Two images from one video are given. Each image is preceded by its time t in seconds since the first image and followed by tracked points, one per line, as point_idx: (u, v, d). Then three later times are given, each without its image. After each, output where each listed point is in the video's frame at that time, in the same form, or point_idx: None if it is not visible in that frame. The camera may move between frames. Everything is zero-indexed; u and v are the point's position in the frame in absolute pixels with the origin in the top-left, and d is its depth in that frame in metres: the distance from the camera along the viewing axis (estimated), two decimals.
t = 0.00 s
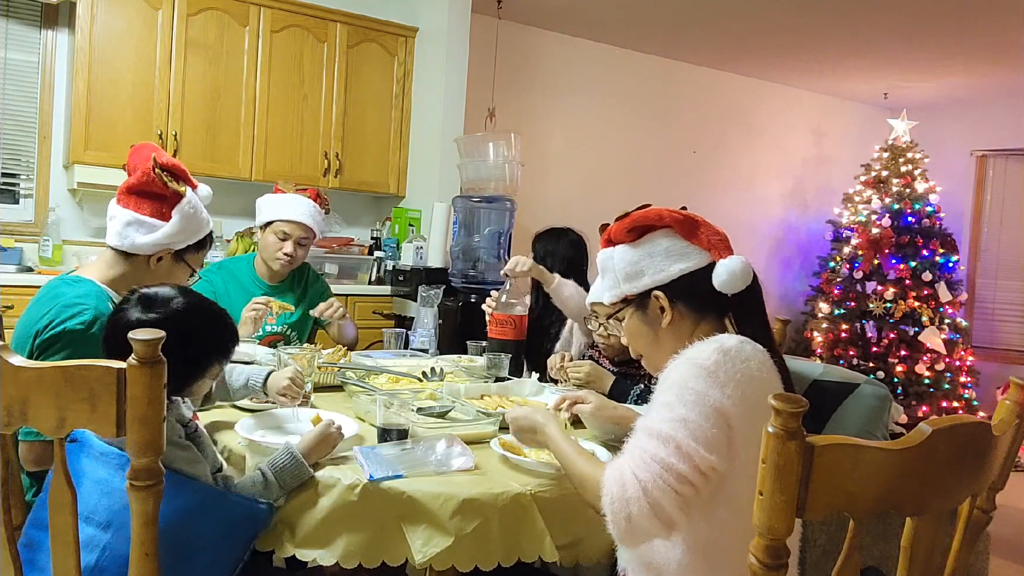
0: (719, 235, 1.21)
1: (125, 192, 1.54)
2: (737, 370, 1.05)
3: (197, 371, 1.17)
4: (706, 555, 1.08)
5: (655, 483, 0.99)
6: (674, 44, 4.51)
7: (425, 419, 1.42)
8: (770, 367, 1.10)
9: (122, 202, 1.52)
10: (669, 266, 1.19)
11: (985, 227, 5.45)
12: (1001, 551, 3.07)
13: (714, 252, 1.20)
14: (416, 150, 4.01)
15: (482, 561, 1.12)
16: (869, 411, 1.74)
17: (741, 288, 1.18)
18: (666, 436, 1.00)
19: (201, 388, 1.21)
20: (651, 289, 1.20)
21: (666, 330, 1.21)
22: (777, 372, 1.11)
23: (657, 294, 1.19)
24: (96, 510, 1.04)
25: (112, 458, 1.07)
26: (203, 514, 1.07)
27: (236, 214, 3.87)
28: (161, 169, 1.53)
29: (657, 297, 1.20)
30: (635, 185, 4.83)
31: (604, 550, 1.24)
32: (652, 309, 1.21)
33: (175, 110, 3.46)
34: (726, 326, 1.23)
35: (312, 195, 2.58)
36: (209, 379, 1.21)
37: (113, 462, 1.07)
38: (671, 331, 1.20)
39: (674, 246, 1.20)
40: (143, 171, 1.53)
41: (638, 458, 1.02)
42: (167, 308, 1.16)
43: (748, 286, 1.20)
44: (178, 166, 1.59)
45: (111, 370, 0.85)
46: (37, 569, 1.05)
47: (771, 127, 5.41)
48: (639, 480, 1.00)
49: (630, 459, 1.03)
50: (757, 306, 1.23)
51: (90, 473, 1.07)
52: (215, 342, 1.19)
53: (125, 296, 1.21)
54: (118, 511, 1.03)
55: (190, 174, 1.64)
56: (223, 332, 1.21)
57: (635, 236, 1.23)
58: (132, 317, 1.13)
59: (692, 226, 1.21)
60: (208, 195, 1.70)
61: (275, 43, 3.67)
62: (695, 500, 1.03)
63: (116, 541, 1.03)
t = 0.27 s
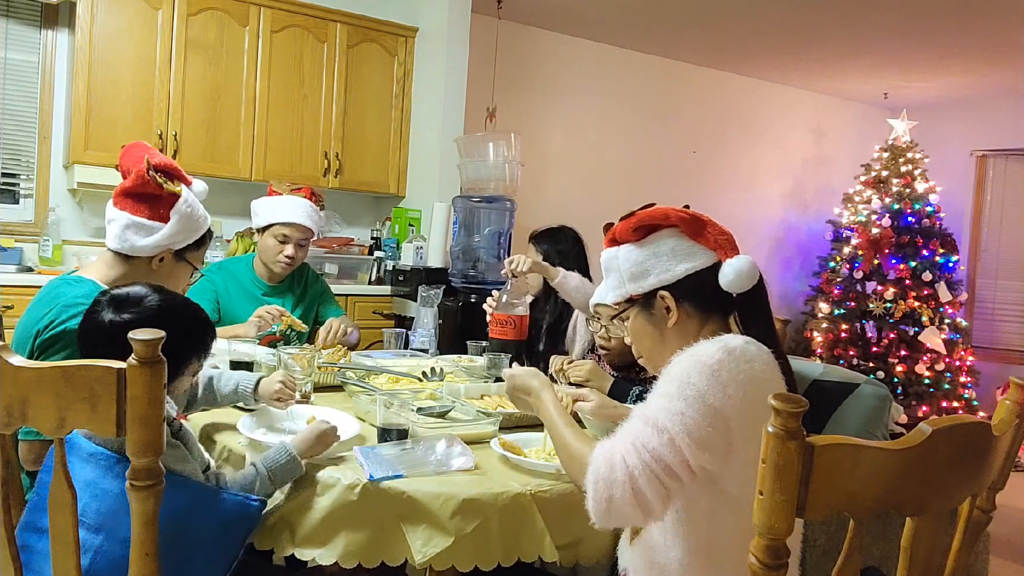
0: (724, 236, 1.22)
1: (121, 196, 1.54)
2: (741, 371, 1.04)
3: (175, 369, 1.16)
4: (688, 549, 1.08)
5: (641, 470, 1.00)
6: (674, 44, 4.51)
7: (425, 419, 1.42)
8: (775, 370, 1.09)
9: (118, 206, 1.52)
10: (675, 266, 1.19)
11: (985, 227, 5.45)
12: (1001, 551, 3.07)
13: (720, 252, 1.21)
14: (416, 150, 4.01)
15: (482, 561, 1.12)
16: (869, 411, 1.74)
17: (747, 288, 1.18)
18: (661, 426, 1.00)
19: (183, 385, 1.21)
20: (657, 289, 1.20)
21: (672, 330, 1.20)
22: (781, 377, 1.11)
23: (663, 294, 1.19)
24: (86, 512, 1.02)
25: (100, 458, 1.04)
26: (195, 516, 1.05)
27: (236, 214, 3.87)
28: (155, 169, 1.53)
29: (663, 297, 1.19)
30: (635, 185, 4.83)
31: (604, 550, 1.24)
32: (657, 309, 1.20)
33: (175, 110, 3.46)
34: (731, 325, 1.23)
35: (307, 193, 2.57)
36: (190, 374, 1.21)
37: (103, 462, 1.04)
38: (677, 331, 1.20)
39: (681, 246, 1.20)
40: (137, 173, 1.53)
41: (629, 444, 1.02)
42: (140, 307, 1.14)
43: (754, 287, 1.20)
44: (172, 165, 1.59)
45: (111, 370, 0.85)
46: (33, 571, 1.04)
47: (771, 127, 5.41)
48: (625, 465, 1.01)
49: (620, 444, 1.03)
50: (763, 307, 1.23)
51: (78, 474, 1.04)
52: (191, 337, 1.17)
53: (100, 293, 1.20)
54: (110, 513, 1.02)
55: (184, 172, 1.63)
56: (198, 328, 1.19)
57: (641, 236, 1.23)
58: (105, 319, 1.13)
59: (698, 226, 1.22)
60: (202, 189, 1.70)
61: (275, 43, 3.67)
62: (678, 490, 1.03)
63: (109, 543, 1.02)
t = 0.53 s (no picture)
0: (725, 236, 1.22)
1: (117, 198, 1.53)
2: (740, 370, 1.04)
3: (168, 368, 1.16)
4: (689, 551, 1.08)
5: (642, 469, 1.00)
6: (674, 44, 4.51)
7: (425, 419, 1.42)
8: (774, 370, 1.09)
9: (115, 207, 1.52)
10: (675, 266, 1.19)
11: (985, 227, 5.45)
12: (1001, 551, 3.07)
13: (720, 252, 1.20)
14: (416, 149, 4.01)
15: (482, 562, 1.12)
16: (869, 411, 1.74)
17: (747, 288, 1.18)
18: (660, 426, 1.01)
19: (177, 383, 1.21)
20: (656, 289, 1.20)
21: (672, 329, 1.20)
22: (780, 377, 1.11)
23: (663, 293, 1.19)
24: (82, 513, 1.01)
25: (95, 459, 1.03)
26: (192, 517, 1.04)
27: (236, 214, 3.87)
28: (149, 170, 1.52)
29: (663, 297, 1.19)
30: (635, 185, 4.83)
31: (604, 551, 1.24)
32: (657, 309, 1.21)
33: (175, 110, 3.46)
34: (731, 325, 1.23)
35: (303, 192, 2.56)
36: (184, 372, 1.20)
37: (99, 464, 1.03)
38: (677, 330, 1.20)
39: (680, 246, 1.20)
40: (133, 175, 1.52)
41: (629, 444, 1.02)
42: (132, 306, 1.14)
43: (754, 286, 1.20)
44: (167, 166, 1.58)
45: (111, 370, 0.85)
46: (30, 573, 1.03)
47: (771, 127, 5.41)
48: (626, 465, 1.00)
49: (620, 444, 1.03)
50: (763, 306, 1.23)
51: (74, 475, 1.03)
52: (183, 335, 1.16)
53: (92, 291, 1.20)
54: (106, 516, 1.00)
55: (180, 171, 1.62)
56: (191, 326, 1.18)
57: (641, 235, 1.24)
58: (96, 318, 1.12)
59: (698, 226, 1.22)
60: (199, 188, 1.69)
61: (275, 43, 3.67)
62: (679, 490, 1.03)
63: (106, 546, 1.00)
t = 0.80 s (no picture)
0: (722, 235, 1.21)
1: (112, 195, 1.54)
2: (739, 371, 1.04)
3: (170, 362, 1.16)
4: (694, 552, 1.09)
5: (644, 474, 1.00)
6: (674, 44, 4.51)
7: (425, 419, 1.41)
8: (774, 370, 1.09)
9: (111, 205, 1.53)
10: (671, 266, 1.19)
11: (985, 227, 5.45)
12: (1002, 551, 3.07)
13: (717, 252, 1.20)
14: (416, 149, 4.01)
15: (482, 562, 1.12)
16: (869, 411, 1.74)
17: (744, 288, 1.17)
18: (660, 430, 1.01)
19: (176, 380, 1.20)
20: (654, 289, 1.20)
21: (670, 329, 1.20)
22: (781, 375, 1.11)
23: (660, 293, 1.19)
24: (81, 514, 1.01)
25: (97, 459, 1.03)
26: (192, 516, 1.04)
27: (236, 214, 3.87)
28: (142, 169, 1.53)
29: (659, 297, 1.20)
30: (635, 184, 4.83)
31: (604, 551, 1.24)
32: (655, 309, 1.21)
33: (175, 110, 3.46)
34: (729, 326, 1.22)
35: (296, 191, 2.54)
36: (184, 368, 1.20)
37: (100, 464, 1.03)
38: (675, 330, 1.20)
39: (677, 246, 1.20)
40: (127, 173, 1.53)
41: (630, 450, 1.02)
42: (132, 299, 1.14)
43: (751, 286, 1.19)
44: (161, 163, 1.58)
45: (111, 370, 0.85)
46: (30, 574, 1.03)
47: (770, 127, 5.41)
48: (628, 471, 1.01)
49: (622, 450, 1.04)
50: (763, 305, 1.23)
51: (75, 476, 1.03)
52: (184, 329, 1.16)
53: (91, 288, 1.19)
54: (106, 516, 1.00)
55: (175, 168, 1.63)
56: (192, 319, 1.19)
57: (638, 236, 1.24)
58: (98, 312, 1.11)
59: (695, 226, 1.21)
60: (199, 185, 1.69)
61: (275, 42, 3.67)
62: (682, 494, 1.03)
63: (105, 548, 1.00)
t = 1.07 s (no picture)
0: (723, 236, 1.21)
1: (106, 193, 1.54)
2: (738, 372, 1.04)
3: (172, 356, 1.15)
4: (695, 554, 1.09)
5: (645, 477, 1.00)
6: (674, 44, 4.51)
7: (425, 419, 1.42)
8: (774, 370, 1.09)
9: (105, 204, 1.52)
10: (671, 267, 1.19)
11: (985, 227, 5.45)
12: (1002, 551, 3.07)
13: (718, 253, 1.19)
14: (416, 149, 4.01)
15: (482, 561, 1.12)
16: (869, 411, 1.74)
17: (744, 290, 1.17)
18: (660, 432, 1.01)
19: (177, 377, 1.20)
20: (654, 289, 1.20)
21: (669, 329, 1.20)
22: (781, 376, 1.11)
23: (659, 294, 1.19)
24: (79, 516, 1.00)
25: (93, 461, 1.02)
26: (190, 517, 1.04)
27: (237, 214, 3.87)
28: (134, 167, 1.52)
29: (659, 298, 1.20)
30: (635, 184, 4.83)
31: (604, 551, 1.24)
32: (654, 309, 1.21)
33: (175, 110, 3.46)
34: (729, 328, 1.23)
35: (292, 191, 2.54)
36: (185, 364, 1.20)
37: (96, 466, 1.02)
38: (675, 330, 1.20)
39: (677, 247, 1.20)
40: (119, 171, 1.51)
41: (631, 452, 1.02)
42: (137, 292, 1.14)
43: (752, 287, 1.19)
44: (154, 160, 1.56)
45: (111, 370, 0.85)
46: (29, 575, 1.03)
47: (770, 127, 5.41)
48: (628, 474, 1.01)
49: (622, 453, 1.04)
50: (763, 305, 1.23)
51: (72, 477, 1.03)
52: (187, 323, 1.16)
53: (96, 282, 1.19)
54: (104, 518, 1.00)
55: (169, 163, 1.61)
56: (196, 315, 1.19)
57: (639, 236, 1.23)
58: (102, 306, 1.11)
59: (696, 227, 1.21)
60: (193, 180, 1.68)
61: (275, 42, 3.67)
62: (684, 497, 1.03)
63: (104, 549, 1.00)
